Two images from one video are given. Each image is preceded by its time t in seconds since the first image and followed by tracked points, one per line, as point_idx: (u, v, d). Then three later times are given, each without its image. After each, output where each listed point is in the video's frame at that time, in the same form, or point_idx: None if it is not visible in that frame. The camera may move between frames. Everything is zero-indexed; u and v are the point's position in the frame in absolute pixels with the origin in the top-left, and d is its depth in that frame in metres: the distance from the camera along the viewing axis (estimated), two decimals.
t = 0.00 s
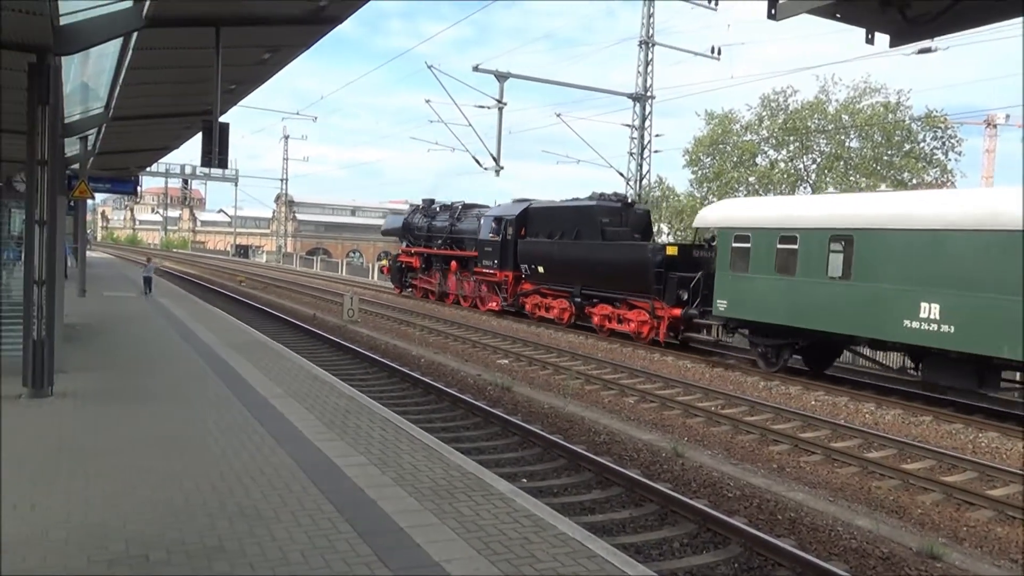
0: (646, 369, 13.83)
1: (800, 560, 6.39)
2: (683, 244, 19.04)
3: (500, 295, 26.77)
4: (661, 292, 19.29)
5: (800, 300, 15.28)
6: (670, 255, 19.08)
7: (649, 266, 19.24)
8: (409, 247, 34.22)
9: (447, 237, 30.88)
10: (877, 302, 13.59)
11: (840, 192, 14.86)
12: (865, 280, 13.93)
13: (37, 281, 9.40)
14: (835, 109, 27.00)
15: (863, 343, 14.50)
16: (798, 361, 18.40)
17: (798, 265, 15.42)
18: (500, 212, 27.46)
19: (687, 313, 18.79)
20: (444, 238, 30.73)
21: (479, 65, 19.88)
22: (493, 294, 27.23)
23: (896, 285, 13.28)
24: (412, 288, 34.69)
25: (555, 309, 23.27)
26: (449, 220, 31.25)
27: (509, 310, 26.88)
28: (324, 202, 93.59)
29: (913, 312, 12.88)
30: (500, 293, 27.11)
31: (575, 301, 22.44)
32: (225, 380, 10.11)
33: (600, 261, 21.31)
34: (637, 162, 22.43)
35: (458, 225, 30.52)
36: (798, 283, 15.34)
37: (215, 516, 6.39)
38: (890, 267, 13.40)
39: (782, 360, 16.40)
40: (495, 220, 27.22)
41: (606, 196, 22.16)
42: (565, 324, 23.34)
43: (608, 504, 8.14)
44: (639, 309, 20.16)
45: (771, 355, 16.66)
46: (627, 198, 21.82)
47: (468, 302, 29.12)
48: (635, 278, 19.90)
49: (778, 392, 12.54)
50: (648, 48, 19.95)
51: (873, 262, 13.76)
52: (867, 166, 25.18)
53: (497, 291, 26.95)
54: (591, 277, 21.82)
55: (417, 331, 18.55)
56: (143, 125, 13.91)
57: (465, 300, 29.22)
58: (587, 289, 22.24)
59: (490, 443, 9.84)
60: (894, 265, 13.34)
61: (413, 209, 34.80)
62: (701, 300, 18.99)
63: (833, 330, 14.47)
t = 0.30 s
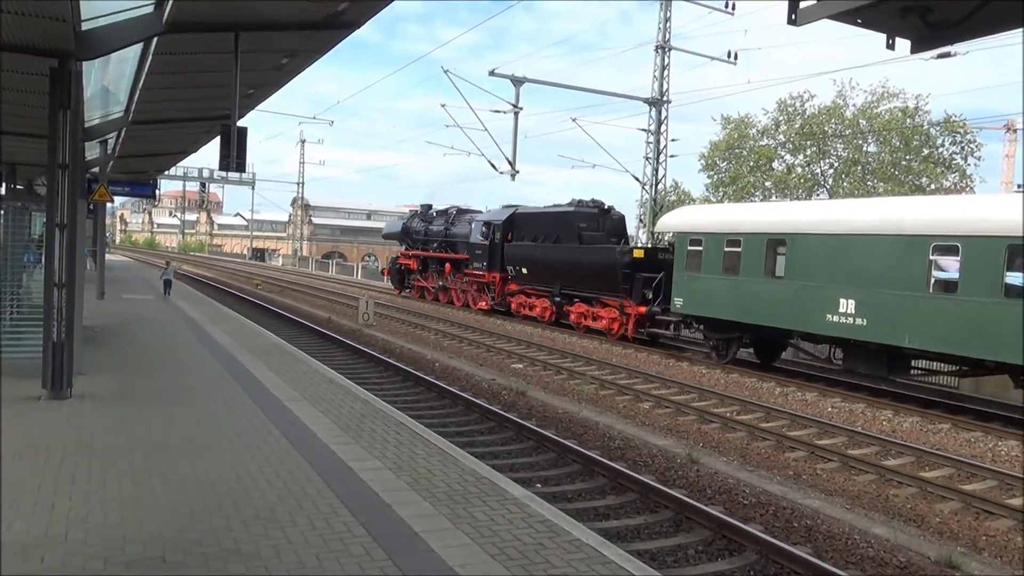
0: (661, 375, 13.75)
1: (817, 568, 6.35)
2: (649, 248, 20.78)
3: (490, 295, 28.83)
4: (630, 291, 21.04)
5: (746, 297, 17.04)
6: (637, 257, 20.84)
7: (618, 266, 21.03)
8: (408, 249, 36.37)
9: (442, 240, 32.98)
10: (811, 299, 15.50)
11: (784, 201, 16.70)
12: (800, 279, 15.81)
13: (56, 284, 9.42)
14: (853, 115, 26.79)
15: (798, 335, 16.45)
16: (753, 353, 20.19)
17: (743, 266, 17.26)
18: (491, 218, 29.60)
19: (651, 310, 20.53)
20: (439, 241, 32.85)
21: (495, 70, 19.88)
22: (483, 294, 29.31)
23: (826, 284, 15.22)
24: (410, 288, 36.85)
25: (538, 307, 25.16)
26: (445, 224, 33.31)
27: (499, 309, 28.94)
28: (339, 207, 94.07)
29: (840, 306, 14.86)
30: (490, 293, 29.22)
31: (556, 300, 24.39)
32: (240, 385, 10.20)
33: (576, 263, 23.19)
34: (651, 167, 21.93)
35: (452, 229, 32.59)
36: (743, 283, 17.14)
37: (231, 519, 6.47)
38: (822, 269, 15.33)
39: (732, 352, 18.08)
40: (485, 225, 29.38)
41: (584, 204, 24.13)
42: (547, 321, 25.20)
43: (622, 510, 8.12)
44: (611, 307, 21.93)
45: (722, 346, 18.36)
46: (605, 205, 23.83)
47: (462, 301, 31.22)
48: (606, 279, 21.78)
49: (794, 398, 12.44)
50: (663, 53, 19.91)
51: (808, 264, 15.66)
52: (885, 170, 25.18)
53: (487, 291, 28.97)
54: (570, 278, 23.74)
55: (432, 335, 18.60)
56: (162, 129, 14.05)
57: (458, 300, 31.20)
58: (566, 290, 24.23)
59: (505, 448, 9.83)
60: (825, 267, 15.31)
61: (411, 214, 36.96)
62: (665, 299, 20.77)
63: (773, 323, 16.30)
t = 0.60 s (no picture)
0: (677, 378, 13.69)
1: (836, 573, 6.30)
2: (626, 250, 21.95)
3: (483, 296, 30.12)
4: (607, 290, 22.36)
5: (708, 294, 18.33)
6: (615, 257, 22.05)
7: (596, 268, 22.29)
8: (409, 253, 37.49)
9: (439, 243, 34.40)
10: (762, 294, 16.87)
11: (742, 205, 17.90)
12: (751, 276, 17.19)
13: (75, 291, 9.48)
14: (868, 116, 26.60)
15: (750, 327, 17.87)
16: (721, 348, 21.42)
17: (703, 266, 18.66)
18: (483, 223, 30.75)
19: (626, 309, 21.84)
20: (436, 245, 34.22)
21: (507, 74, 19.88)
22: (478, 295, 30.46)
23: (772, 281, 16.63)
24: (411, 291, 37.91)
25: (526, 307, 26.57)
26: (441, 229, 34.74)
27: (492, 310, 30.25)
28: (353, 212, 94.42)
29: (785, 301, 16.27)
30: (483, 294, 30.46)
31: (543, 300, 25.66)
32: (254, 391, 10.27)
33: (560, 265, 24.40)
34: (664, 170, 21.87)
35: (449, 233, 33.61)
36: (702, 281, 18.49)
37: (248, 525, 6.49)
38: (770, 268, 16.73)
39: (697, 345, 19.36)
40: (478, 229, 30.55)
41: (568, 209, 25.01)
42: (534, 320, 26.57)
43: (638, 514, 8.09)
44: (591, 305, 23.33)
45: (689, 340, 19.69)
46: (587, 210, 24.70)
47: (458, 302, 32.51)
48: (586, 280, 22.97)
49: (812, 401, 12.34)
50: (676, 56, 19.87)
51: (758, 263, 17.06)
52: (901, 171, 25.14)
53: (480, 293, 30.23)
54: (556, 279, 24.93)
55: (446, 339, 18.62)
56: (178, 136, 14.15)
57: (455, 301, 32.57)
58: (551, 291, 25.49)
59: (520, 452, 9.81)
60: (772, 266, 16.75)
61: (412, 219, 38.03)
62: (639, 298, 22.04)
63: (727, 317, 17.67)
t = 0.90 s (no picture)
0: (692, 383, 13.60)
1: None
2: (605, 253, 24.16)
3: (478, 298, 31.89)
4: (588, 291, 24.49)
5: (673, 293, 20.38)
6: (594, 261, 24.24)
7: (578, 270, 24.49)
8: (411, 258, 39.41)
9: (438, 249, 36.00)
10: (718, 294, 18.91)
11: (758, 211, 18.28)
12: (710, 277, 19.22)
13: (93, 297, 9.55)
14: (884, 121, 26.40)
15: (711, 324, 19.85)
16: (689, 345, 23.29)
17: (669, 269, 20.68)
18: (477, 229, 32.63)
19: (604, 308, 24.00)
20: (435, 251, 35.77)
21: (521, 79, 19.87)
22: (472, 297, 32.44)
23: (727, 281, 18.65)
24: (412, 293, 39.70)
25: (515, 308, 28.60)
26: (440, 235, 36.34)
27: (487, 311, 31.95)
28: (367, 217, 94.84)
29: (737, 299, 18.28)
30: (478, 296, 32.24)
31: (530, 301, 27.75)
32: (267, 397, 10.32)
33: (547, 267, 26.64)
34: (679, 174, 21.80)
35: (447, 240, 35.65)
36: (668, 282, 20.51)
37: (263, 530, 6.53)
38: (725, 269, 18.75)
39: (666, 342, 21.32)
40: (472, 235, 32.48)
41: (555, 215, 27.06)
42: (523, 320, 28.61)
43: (653, 521, 8.05)
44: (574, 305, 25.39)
45: (658, 338, 21.69)
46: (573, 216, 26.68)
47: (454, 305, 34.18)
48: (567, 282, 25.18)
49: (829, 407, 12.23)
50: (690, 60, 19.82)
51: (715, 265, 19.08)
52: (919, 176, 24.19)
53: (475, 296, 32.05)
54: (542, 281, 27.02)
55: (460, 344, 18.65)
56: (193, 143, 14.28)
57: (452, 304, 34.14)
58: (538, 292, 27.61)
59: (534, 458, 9.78)
60: (726, 268, 18.80)
61: (414, 226, 40.00)
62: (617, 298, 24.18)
63: (690, 315, 19.69)
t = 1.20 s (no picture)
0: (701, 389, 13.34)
1: None
2: (581, 255, 25.29)
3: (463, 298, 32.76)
4: (566, 291, 25.53)
5: (640, 293, 21.24)
6: (571, 262, 25.33)
7: (556, 271, 25.53)
8: (400, 260, 39.97)
9: (426, 250, 36.72)
10: (679, 293, 19.82)
11: (762, 211, 17.85)
12: (671, 277, 20.14)
13: (89, 301, 9.37)
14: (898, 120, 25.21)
15: (673, 323, 20.79)
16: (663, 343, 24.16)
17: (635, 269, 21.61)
18: (463, 231, 33.45)
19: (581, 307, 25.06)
20: (424, 253, 36.46)
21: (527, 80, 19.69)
22: (458, 298, 33.26)
23: (685, 280, 19.58)
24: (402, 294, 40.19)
25: (498, 308, 29.59)
26: (428, 237, 37.07)
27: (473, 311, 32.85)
28: (370, 222, 94.54)
29: (695, 298, 19.22)
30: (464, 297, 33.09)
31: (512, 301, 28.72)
32: (266, 403, 10.13)
33: (527, 268, 27.65)
34: (688, 175, 21.50)
35: (434, 242, 36.23)
36: (634, 282, 21.45)
37: (262, 539, 6.33)
38: (684, 269, 19.65)
39: (635, 338, 22.18)
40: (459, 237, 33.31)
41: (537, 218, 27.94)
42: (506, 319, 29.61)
43: (662, 530, 7.81)
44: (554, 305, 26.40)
45: (628, 334, 22.62)
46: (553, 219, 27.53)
47: (442, 306, 34.98)
48: (546, 282, 26.20)
49: (842, 413, 11.96)
50: (698, 58, 19.63)
51: (675, 265, 20.00)
52: (932, 174, 22.27)
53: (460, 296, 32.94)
54: (523, 282, 28.11)
55: (464, 349, 18.42)
56: (193, 144, 14.10)
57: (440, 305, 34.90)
58: (519, 293, 28.58)
59: (540, 465, 9.55)
60: (685, 268, 19.75)
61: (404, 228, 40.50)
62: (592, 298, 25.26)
63: (653, 312, 20.65)
